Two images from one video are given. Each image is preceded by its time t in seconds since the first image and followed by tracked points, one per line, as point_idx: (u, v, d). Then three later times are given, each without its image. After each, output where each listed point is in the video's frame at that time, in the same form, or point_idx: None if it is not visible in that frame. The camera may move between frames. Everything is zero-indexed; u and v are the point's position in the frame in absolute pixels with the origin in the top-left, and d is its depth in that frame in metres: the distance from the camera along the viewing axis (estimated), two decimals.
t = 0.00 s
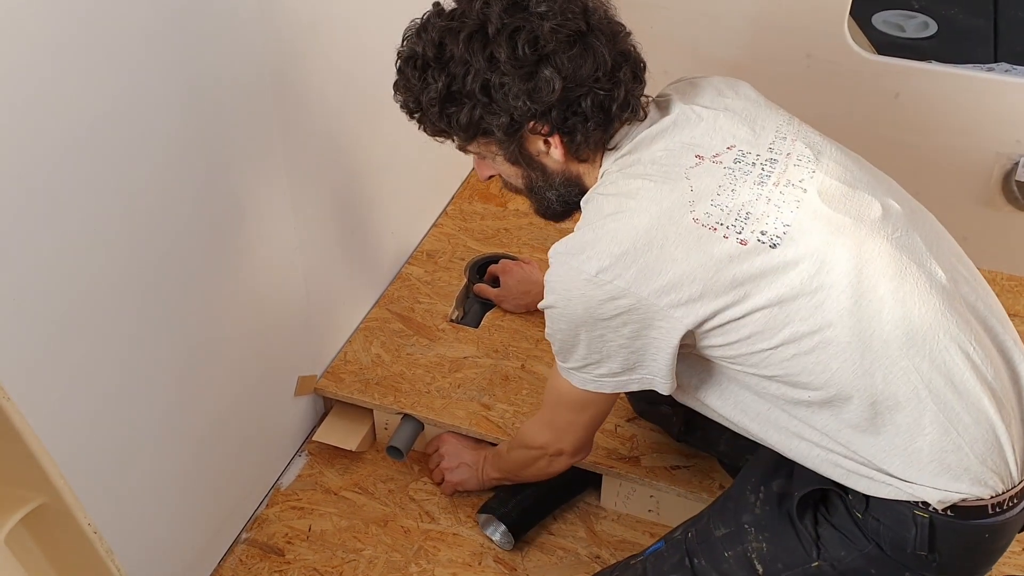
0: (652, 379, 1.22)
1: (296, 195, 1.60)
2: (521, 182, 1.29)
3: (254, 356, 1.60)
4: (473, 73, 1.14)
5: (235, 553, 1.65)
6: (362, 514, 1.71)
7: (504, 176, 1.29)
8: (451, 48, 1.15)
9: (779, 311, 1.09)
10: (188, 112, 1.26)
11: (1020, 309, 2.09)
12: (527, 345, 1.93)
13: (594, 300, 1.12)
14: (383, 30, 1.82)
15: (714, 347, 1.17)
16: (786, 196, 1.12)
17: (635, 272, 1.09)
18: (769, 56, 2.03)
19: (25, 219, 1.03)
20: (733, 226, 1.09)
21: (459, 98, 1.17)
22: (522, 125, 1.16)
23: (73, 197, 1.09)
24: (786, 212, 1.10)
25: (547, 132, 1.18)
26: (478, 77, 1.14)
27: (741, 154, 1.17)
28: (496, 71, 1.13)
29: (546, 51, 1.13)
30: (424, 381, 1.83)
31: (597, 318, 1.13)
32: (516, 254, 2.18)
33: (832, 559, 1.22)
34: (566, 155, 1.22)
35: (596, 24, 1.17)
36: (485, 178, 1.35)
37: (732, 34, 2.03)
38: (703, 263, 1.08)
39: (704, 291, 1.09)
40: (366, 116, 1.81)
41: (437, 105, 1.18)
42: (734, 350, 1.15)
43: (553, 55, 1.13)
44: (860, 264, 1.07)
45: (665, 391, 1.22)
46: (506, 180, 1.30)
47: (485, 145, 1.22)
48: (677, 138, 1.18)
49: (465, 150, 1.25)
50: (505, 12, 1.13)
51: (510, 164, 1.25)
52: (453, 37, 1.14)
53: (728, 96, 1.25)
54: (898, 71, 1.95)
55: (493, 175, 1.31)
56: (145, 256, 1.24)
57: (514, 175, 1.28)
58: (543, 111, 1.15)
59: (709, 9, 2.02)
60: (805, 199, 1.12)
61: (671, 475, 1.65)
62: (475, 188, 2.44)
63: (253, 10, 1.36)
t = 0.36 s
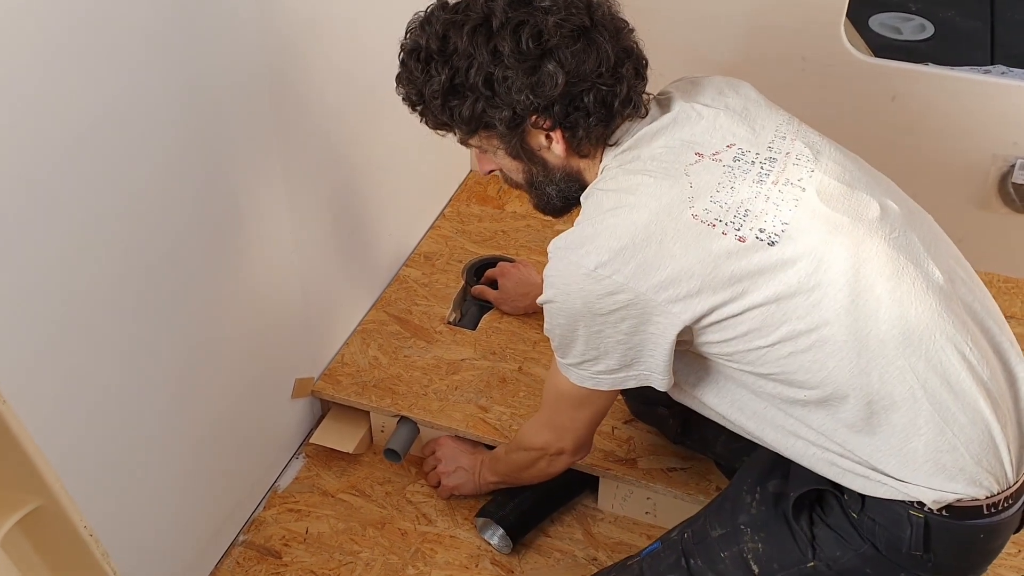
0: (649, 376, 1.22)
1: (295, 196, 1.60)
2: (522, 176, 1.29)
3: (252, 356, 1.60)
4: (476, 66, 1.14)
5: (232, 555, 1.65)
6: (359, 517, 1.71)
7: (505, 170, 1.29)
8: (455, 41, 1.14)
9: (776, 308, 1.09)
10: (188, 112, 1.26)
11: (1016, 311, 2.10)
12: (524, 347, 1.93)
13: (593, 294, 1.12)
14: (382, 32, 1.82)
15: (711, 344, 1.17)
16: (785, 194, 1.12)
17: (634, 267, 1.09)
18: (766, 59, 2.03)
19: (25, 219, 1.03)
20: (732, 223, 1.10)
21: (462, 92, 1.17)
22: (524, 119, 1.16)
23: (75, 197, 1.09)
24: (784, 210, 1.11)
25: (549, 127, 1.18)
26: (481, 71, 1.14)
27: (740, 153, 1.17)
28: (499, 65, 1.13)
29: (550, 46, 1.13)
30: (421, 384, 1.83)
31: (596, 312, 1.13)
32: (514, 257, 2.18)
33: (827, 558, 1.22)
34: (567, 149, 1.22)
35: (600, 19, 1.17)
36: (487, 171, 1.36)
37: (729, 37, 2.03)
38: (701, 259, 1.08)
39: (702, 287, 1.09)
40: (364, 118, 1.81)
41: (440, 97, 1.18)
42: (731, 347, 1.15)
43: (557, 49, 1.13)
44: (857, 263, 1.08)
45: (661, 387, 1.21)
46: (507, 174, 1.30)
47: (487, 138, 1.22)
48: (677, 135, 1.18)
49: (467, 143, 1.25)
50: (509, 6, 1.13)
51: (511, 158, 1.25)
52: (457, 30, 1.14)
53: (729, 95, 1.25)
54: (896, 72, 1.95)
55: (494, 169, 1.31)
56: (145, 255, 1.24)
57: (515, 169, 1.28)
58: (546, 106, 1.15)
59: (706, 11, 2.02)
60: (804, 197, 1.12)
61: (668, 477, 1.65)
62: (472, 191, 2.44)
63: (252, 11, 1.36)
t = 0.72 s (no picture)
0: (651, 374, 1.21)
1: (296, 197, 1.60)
2: (526, 173, 1.29)
3: (252, 357, 1.59)
4: (481, 62, 1.14)
5: (232, 556, 1.64)
6: (359, 519, 1.71)
7: (509, 166, 1.29)
8: (460, 36, 1.14)
9: (780, 308, 1.09)
10: (188, 112, 1.26)
11: (1016, 313, 2.10)
12: (524, 348, 1.93)
13: (597, 290, 1.11)
14: (382, 32, 1.82)
15: (714, 343, 1.17)
16: (790, 194, 1.12)
17: (639, 263, 1.09)
18: (766, 61, 2.03)
19: (25, 219, 1.03)
20: (737, 221, 1.09)
21: (467, 87, 1.17)
22: (528, 116, 1.17)
23: (74, 197, 1.09)
24: (789, 210, 1.11)
25: (552, 125, 1.18)
26: (486, 67, 1.14)
27: (745, 152, 1.17)
28: (504, 62, 1.13)
29: (555, 44, 1.12)
30: (421, 385, 1.83)
31: (600, 308, 1.13)
32: (514, 258, 2.18)
33: (829, 559, 1.22)
34: (570, 147, 1.22)
35: (607, 19, 1.16)
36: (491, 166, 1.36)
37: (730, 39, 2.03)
38: (705, 257, 1.08)
39: (706, 285, 1.09)
40: (364, 119, 1.81)
41: (444, 92, 1.18)
42: (734, 345, 1.15)
43: (562, 48, 1.13)
44: (861, 264, 1.08)
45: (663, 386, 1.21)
46: (510, 169, 1.31)
47: (491, 134, 1.22)
48: (683, 134, 1.18)
49: (471, 139, 1.25)
50: (515, 2, 1.12)
51: (515, 154, 1.25)
52: (463, 26, 1.14)
53: (734, 96, 1.25)
54: (895, 74, 1.95)
55: (498, 165, 1.31)
56: (145, 255, 1.24)
57: (519, 165, 1.28)
58: (549, 104, 1.15)
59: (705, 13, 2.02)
60: (809, 197, 1.12)
61: (668, 479, 1.65)
62: (472, 192, 2.44)
63: (252, 11, 1.36)
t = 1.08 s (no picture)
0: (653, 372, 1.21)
1: (296, 197, 1.60)
2: (526, 169, 1.30)
3: (252, 357, 1.59)
4: (480, 63, 1.14)
5: (231, 556, 1.64)
6: (358, 518, 1.71)
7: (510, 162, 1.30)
8: (460, 37, 1.14)
9: (782, 308, 1.09)
10: (188, 112, 1.26)
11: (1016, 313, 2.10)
12: (524, 348, 1.93)
13: (599, 290, 1.11)
14: (382, 32, 1.82)
15: (716, 343, 1.17)
16: (792, 194, 1.12)
17: (640, 264, 1.09)
18: (765, 61, 2.03)
19: (25, 219, 1.03)
20: (738, 222, 1.10)
21: (466, 87, 1.18)
22: (525, 119, 1.17)
23: (75, 197, 1.09)
24: (791, 210, 1.10)
25: (550, 128, 1.18)
26: (485, 70, 1.14)
27: (747, 153, 1.17)
28: (502, 65, 1.13)
29: (553, 50, 1.12)
30: (420, 385, 1.83)
31: (602, 309, 1.13)
32: (513, 258, 2.18)
33: (828, 560, 1.22)
34: (568, 150, 1.22)
35: (609, 23, 1.15)
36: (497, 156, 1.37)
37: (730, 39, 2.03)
38: (707, 258, 1.08)
39: (708, 285, 1.09)
40: (365, 119, 1.81)
41: (445, 91, 1.19)
42: (736, 345, 1.15)
43: (560, 53, 1.12)
44: (863, 264, 1.08)
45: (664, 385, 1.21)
46: (513, 165, 1.31)
47: (490, 133, 1.23)
48: (685, 134, 1.18)
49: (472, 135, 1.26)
50: (516, 6, 1.11)
51: (515, 152, 1.26)
52: (463, 26, 1.14)
53: (736, 96, 1.25)
54: (894, 74, 1.96)
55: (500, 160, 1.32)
56: (145, 255, 1.24)
57: (520, 162, 1.29)
58: (546, 108, 1.15)
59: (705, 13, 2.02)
60: (811, 198, 1.12)
61: (667, 479, 1.65)
62: (472, 192, 2.44)
63: (252, 10, 1.35)
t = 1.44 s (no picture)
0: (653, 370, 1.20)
1: (295, 196, 1.60)
2: (525, 168, 1.30)
3: (251, 356, 1.59)
4: (478, 60, 1.14)
5: (229, 555, 1.64)
6: (356, 517, 1.71)
7: (509, 161, 1.30)
8: (459, 34, 1.14)
9: (781, 306, 1.09)
10: (188, 112, 1.26)
11: (1014, 314, 2.10)
12: (522, 347, 1.93)
13: (599, 287, 1.11)
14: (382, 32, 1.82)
15: (714, 341, 1.17)
16: (790, 192, 1.12)
17: (641, 260, 1.09)
18: (764, 61, 2.03)
19: (25, 219, 1.03)
20: (737, 219, 1.10)
21: (465, 84, 1.18)
22: (524, 115, 1.17)
23: (74, 197, 1.09)
24: (789, 208, 1.11)
25: (549, 124, 1.18)
26: (483, 65, 1.14)
27: (745, 151, 1.17)
28: (501, 61, 1.13)
29: (551, 45, 1.12)
30: (418, 384, 1.83)
31: (602, 306, 1.12)
32: (512, 257, 2.18)
33: (826, 559, 1.22)
34: (567, 146, 1.22)
35: (606, 19, 1.16)
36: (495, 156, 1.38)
37: (729, 39, 2.03)
38: (707, 255, 1.08)
39: (707, 283, 1.09)
40: (364, 119, 1.82)
41: (443, 88, 1.19)
42: (735, 344, 1.15)
43: (558, 48, 1.13)
44: (860, 263, 1.08)
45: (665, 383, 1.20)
46: (511, 163, 1.31)
47: (490, 130, 1.23)
48: (684, 133, 1.19)
49: (471, 134, 1.26)
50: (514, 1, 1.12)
51: (514, 150, 1.26)
52: (462, 23, 1.14)
53: (735, 95, 1.25)
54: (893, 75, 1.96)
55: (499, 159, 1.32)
56: (145, 254, 1.24)
57: (519, 160, 1.29)
58: (544, 104, 1.15)
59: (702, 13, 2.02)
60: (808, 196, 1.12)
61: (665, 478, 1.65)
62: (470, 192, 2.44)
63: (252, 10, 1.36)
